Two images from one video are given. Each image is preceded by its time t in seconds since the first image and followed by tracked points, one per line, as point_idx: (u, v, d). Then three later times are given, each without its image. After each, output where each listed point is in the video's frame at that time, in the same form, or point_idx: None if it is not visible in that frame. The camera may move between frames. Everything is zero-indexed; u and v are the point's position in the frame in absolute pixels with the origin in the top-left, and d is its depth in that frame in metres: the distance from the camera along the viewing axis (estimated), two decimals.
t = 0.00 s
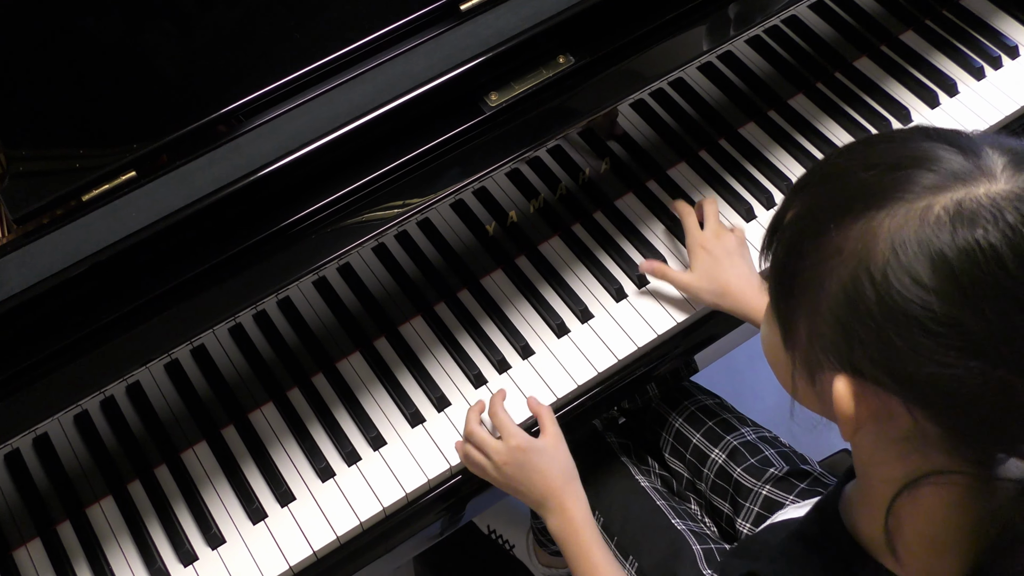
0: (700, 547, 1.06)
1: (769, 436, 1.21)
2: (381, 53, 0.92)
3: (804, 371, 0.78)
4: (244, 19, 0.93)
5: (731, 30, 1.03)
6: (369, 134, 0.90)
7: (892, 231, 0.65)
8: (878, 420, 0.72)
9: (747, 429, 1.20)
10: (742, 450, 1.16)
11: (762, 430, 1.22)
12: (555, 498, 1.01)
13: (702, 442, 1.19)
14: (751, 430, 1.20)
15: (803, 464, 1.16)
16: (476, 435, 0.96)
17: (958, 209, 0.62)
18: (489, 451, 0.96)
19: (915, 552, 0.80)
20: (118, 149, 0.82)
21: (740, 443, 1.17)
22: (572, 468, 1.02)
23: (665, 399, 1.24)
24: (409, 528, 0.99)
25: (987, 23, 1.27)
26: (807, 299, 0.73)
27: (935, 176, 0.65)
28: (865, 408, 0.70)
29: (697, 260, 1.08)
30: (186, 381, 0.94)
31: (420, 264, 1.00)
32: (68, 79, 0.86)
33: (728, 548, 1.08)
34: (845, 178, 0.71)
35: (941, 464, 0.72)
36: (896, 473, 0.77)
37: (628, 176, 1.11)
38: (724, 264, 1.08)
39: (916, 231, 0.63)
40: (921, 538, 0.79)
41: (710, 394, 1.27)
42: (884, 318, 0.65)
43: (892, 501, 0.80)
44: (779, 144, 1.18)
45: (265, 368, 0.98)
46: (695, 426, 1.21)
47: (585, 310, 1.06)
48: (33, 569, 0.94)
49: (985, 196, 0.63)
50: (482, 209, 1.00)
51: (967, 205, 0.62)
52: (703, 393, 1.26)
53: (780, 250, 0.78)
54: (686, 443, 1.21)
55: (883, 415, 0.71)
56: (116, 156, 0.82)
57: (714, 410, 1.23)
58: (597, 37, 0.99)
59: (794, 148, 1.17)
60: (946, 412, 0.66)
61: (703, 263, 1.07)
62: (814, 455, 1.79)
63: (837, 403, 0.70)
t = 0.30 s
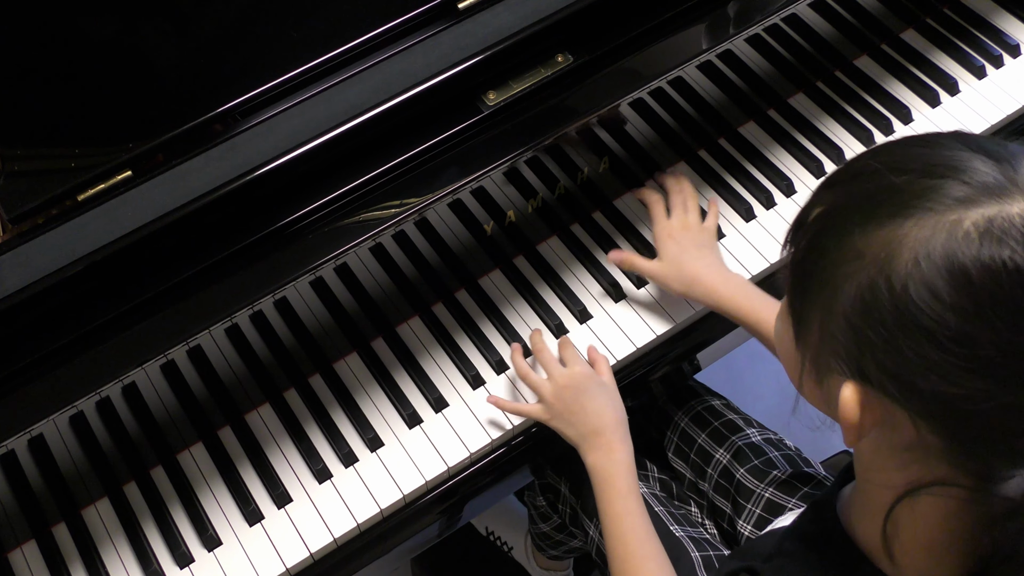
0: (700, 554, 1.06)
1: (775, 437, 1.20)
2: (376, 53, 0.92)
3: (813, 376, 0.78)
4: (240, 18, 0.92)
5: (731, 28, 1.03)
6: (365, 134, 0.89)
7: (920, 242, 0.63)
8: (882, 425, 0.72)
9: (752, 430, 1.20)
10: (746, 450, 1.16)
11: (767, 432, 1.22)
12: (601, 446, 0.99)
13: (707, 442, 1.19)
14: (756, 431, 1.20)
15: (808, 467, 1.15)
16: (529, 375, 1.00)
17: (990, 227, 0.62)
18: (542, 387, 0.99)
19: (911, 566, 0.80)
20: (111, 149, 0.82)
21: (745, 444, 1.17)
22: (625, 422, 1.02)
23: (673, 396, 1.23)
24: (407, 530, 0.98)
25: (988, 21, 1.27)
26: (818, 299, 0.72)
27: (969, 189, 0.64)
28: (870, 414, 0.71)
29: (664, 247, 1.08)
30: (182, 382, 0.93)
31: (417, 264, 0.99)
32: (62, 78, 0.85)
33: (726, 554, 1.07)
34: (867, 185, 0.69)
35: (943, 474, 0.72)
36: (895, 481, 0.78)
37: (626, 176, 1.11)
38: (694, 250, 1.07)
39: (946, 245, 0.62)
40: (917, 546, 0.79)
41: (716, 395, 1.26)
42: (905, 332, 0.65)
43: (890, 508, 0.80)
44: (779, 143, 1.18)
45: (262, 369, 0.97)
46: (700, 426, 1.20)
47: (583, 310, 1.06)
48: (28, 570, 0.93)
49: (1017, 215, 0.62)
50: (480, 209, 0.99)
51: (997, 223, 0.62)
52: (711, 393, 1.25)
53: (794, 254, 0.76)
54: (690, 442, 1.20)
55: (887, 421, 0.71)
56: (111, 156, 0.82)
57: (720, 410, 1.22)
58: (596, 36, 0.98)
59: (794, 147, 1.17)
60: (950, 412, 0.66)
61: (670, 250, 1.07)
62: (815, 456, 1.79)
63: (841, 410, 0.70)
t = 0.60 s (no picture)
0: (700, 549, 1.05)
1: (767, 437, 1.20)
2: (375, 51, 0.90)
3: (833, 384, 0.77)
4: (236, 16, 0.91)
5: (731, 27, 1.02)
6: (361, 134, 0.89)
7: (954, 264, 0.63)
8: (900, 438, 0.71)
9: (744, 432, 1.19)
10: (740, 452, 1.15)
11: (759, 432, 1.21)
12: (613, 440, 0.97)
13: (699, 445, 1.18)
14: (749, 432, 1.19)
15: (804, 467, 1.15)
16: (540, 364, 1.00)
17: None
18: (553, 377, 0.99)
19: None
20: (107, 149, 0.81)
21: (738, 446, 1.16)
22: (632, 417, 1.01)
23: (662, 400, 1.23)
24: (404, 531, 0.98)
25: (989, 20, 1.26)
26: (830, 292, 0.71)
27: (1003, 211, 0.63)
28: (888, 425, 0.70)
29: (650, 252, 1.06)
30: (178, 383, 0.93)
31: (415, 264, 0.99)
32: (57, 77, 0.85)
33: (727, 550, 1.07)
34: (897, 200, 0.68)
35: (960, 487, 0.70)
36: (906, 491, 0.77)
37: (624, 175, 1.10)
38: (680, 253, 1.05)
39: (981, 268, 0.62)
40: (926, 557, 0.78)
41: (706, 396, 1.25)
42: (929, 343, 0.64)
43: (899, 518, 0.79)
44: (779, 143, 1.17)
45: (258, 370, 0.97)
46: (692, 429, 1.20)
47: (582, 310, 1.05)
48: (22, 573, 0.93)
49: None
50: (478, 209, 0.98)
51: None
52: (700, 395, 1.25)
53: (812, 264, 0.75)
54: (683, 445, 1.19)
55: (904, 433, 0.71)
56: (106, 155, 0.81)
57: (711, 412, 1.21)
58: (595, 35, 0.98)
59: (794, 146, 1.16)
60: (955, 412, 0.65)
61: (658, 254, 1.05)
62: (814, 457, 1.78)
63: (860, 424, 0.70)
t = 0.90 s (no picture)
0: (699, 551, 1.05)
1: (770, 438, 1.19)
2: (372, 49, 0.90)
3: (824, 361, 0.76)
4: (233, 15, 0.91)
5: (730, 26, 1.02)
6: (358, 133, 0.88)
7: (918, 232, 0.62)
8: (893, 419, 0.70)
9: (746, 432, 1.19)
10: (741, 452, 1.15)
11: (761, 432, 1.21)
12: (617, 450, 0.97)
13: (701, 444, 1.17)
14: (751, 432, 1.19)
15: (807, 467, 1.14)
16: (533, 385, 0.99)
17: (989, 214, 0.60)
18: (548, 395, 0.97)
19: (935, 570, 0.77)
20: (102, 148, 0.81)
21: (740, 446, 1.16)
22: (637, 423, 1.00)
23: (665, 399, 1.22)
24: (401, 533, 0.97)
25: (990, 18, 1.26)
26: (820, 287, 0.71)
27: (972, 178, 0.62)
28: (877, 404, 0.68)
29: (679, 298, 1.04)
30: (174, 384, 0.92)
31: (412, 264, 0.98)
32: (52, 76, 0.84)
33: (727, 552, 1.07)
34: (877, 172, 0.67)
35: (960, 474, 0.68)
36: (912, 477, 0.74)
37: (622, 174, 1.09)
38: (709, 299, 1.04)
39: (943, 233, 0.61)
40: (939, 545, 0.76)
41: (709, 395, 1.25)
42: (900, 313, 0.63)
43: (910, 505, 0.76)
44: (779, 142, 1.16)
45: (255, 370, 0.96)
46: (694, 428, 1.19)
47: (580, 311, 1.05)
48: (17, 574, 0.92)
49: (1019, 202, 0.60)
50: (475, 207, 0.98)
51: (997, 210, 0.60)
52: (703, 394, 1.24)
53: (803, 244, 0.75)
54: (684, 444, 1.19)
55: (894, 414, 0.69)
56: (101, 155, 0.81)
57: (713, 411, 1.21)
58: (594, 34, 0.97)
59: (794, 145, 1.15)
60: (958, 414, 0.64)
61: (688, 301, 1.03)
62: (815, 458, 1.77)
63: (846, 398, 0.69)
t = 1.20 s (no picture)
0: (699, 557, 1.05)
1: (773, 441, 1.18)
2: (370, 48, 0.89)
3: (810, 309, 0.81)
4: (230, 14, 0.90)
5: (729, 24, 1.01)
6: (354, 133, 0.88)
7: (888, 172, 0.68)
8: (869, 364, 0.74)
9: (749, 434, 1.18)
10: (743, 455, 1.14)
11: (765, 435, 1.20)
12: (598, 451, 0.96)
13: (703, 447, 1.17)
14: (754, 435, 1.18)
15: (809, 472, 1.14)
16: (521, 381, 0.98)
17: (953, 156, 0.65)
18: (536, 391, 0.96)
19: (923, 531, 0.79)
20: (97, 147, 0.80)
21: (742, 449, 1.15)
22: (620, 425, 0.99)
23: (668, 400, 1.21)
24: (399, 535, 0.97)
25: (992, 17, 1.25)
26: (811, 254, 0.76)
27: (946, 126, 0.68)
28: (848, 345, 0.73)
29: (729, 303, 1.05)
30: (170, 384, 0.92)
31: (409, 264, 0.98)
32: (47, 76, 0.84)
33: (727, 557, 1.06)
34: (864, 130, 0.73)
35: (946, 426, 0.72)
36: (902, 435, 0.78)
37: (621, 173, 1.09)
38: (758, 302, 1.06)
39: (909, 172, 0.66)
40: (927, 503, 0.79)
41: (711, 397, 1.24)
42: (871, 250, 0.68)
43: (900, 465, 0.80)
44: (779, 141, 1.16)
45: (251, 371, 0.96)
46: (696, 431, 1.18)
47: (579, 312, 1.04)
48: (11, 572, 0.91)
49: (981, 145, 0.65)
50: (473, 207, 0.97)
51: (960, 151, 0.65)
52: (707, 397, 1.23)
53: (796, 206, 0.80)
54: (686, 447, 1.18)
55: (865, 356, 0.73)
56: (98, 153, 0.80)
57: (716, 414, 1.20)
58: (593, 32, 0.96)
59: (793, 145, 1.15)
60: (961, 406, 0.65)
61: (737, 306, 1.05)
62: (815, 459, 1.76)
63: (820, 336, 0.74)
